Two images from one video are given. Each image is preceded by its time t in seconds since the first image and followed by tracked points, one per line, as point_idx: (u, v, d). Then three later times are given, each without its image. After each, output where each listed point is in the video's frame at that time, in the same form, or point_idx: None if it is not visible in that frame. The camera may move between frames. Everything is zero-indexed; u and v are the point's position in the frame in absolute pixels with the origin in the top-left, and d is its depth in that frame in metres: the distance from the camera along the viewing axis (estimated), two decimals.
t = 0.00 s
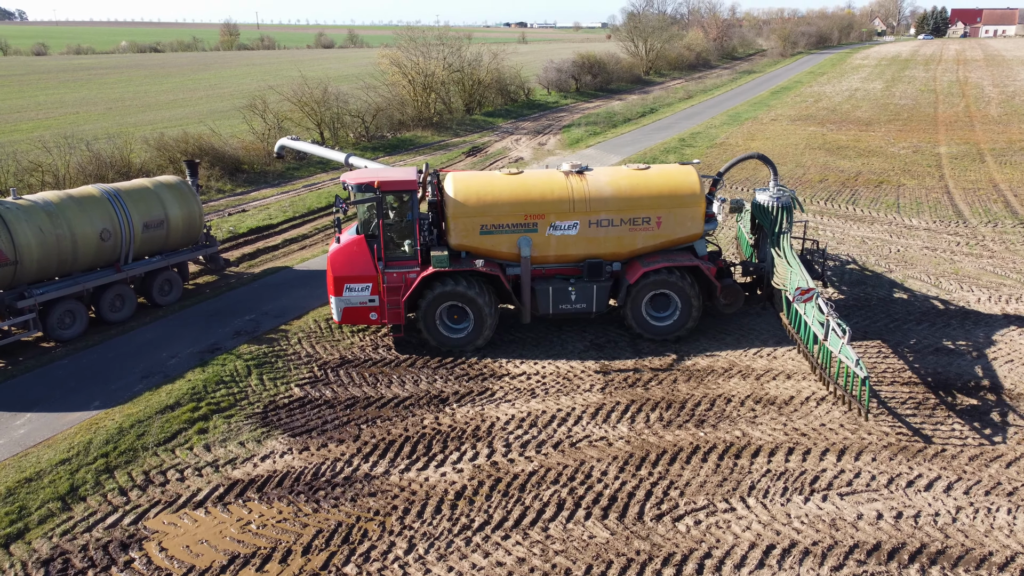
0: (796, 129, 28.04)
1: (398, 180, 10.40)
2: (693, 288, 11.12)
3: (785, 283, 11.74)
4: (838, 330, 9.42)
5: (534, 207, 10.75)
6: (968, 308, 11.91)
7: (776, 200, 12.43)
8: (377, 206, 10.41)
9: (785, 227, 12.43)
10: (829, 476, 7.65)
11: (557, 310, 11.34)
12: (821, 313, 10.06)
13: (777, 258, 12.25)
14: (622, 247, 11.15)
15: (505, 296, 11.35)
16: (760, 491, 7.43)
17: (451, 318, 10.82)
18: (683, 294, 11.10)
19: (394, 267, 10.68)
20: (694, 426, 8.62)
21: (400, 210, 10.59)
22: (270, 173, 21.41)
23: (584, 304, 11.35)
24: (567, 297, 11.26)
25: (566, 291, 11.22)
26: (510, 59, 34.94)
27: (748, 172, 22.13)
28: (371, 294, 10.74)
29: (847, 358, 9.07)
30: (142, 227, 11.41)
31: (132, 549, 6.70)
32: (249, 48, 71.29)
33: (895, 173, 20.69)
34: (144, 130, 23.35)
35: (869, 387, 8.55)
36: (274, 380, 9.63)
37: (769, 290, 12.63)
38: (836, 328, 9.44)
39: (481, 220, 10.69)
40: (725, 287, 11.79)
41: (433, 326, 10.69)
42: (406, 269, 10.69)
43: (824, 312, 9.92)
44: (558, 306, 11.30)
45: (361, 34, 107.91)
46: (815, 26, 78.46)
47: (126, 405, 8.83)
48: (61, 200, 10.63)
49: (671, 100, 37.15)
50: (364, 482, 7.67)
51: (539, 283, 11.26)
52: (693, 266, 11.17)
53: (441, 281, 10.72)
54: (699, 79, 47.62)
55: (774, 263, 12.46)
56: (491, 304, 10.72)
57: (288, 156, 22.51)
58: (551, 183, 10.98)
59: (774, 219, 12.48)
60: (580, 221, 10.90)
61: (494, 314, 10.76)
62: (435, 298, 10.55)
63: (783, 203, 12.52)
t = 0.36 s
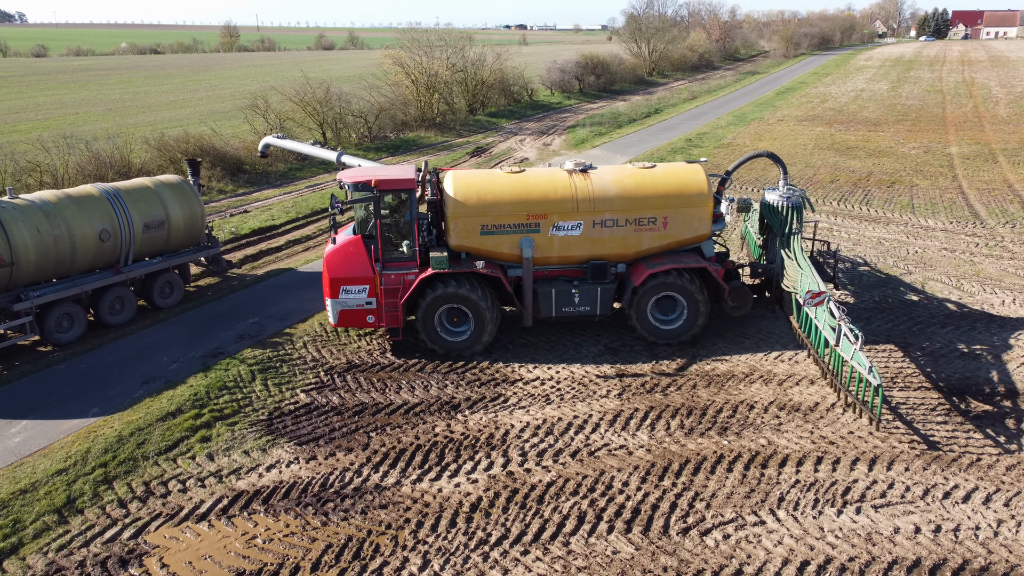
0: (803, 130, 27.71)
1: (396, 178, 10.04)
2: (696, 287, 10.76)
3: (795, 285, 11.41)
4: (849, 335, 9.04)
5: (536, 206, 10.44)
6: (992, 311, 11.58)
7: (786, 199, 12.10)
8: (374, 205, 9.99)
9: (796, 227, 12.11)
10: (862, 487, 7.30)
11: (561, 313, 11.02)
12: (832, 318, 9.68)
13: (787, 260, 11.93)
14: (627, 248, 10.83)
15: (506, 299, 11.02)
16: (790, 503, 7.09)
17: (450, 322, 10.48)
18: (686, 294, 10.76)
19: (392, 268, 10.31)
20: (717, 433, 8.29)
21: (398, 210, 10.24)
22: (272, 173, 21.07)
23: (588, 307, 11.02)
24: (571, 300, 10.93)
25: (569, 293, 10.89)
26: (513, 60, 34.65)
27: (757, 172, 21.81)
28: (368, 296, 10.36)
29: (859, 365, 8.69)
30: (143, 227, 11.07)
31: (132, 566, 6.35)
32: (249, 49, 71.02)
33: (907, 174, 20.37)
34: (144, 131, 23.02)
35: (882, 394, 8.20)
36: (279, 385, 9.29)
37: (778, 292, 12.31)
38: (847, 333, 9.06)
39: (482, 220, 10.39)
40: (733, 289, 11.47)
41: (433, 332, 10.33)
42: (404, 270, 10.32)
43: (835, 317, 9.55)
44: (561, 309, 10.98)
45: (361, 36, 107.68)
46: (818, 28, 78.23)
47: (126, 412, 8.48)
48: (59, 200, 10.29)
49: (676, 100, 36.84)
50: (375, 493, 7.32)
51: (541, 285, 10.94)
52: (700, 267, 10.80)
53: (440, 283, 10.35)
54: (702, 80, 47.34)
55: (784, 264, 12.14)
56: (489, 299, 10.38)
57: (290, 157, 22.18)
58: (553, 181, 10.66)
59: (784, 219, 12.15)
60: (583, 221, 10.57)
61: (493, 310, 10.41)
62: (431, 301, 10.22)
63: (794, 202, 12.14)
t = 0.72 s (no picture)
0: (813, 129, 27.31)
1: (395, 175, 9.54)
2: (701, 282, 10.33)
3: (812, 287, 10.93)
4: (872, 341, 8.64)
5: (541, 204, 10.02)
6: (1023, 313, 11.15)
7: (802, 198, 11.62)
8: (375, 202, 9.56)
9: (813, 227, 11.58)
10: (904, 500, 6.87)
11: (567, 316, 10.63)
12: (853, 322, 9.28)
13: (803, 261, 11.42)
14: (636, 248, 10.41)
15: (510, 301, 10.61)
16: (830, 517, 6.66)
17: (453, 325, 10.06)
18: (692, 293, 10.33)
19: (391, 268, 9.86)
20: (747, 443, 7.86)
21: (397, 208, 9.75)
22: (274, 172, 20.65)
23: (595, 309, 10.62)
24: (578, 302, 10.54)
25: (575, 294, 10.50)
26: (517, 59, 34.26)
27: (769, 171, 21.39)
28: (366, 298, 9.91)
29: (882, 372, 8.31)
30: (141, 226, 10.64)
31: None
32: (248, 51, 70.67)
33: (922, 173, 19.97)
34: (144, 130, 22.60)
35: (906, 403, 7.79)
36: (284, 391, 8.85)
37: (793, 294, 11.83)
38: (869, 339, 8.66)
39: (484, 219, 9.97)
40: (748, 291, 11.09)
41: (438, 340, 9.92)
42: (404, 271, 9.87)
43: (856, 321, 9.14)
44: (568, 311, 10.59)
45: (361, 38, 107.34)
46: (820, 30, 77.92)
47: (122, 419, 8.03)
48: (54, 198, 9.86)
49: (681, 101, 36.44)
50: (386, 506, 6.89)
51: (546, 287, 10.55)
52: (713, 268, 10.37)
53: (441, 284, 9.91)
54: (706, 80, 46.95)
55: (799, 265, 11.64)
56: (487, 293, 9.92)
57: (292, 157, 21.76)
58: (559, 178, 10.24)
59: (799, 218, 11.65)
60: (590, 220, 10.16)
61: (493, 303, 9.94)
62: (427, 307, 9.80)
63: (810, 200, 11.69)
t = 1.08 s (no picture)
0: (823, 128, 26.88)
1: (396, 166, 9.06)
2: (712, 277, 9.87)
3: (833, 284, 10.30)
4: (903, 341, 8.15)
5: (549, 197, 9.56)
6: None
7: (823, 190, 10.90)
8: (375, 195, 9.09)
9: (834, 222, 10.85)
10: (954, 511, 6.42)
11: (576, 315, 10.19)
12: (882, 321, 8.79)
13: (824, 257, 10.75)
14: (649, 243, 9.97)
15: (517, 299, 10.20)
16: (876, 530, 6.21)
17: (457, 325, 9.58)
18: (704, 290, 9.86)
19: (392, 265, 9.38)
20: (780, 450, 7.40)
21: (399, 201, 9.29)
22: (275, 170, 20.19)
23: (606, 307, 10.19)
24: (588, 300, 10.09)
25: (584, 292, 10.06)
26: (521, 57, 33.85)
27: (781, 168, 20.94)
28: (366, 296, 9.45)
29: (915, 373, 7.83)
30: (138, 222, 10.18)
31: None
32: (249, 52, 70.35)
33: (938, 171, 19.54)
34: (143, 127, 22.14)
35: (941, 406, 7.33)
36: (288, 394, 8.39)
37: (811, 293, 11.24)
38: (901, 339, 8.17)
39: (490, 213, 9.50)
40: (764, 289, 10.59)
41: (444, 343, 9.46)
42: (406, 267, 9.39)
43: (885, 320, 8.65)
44: (577, 309, 10.15)
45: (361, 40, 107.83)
46: (823, 31, 77.59)
47: (117, 423, 7.55)
48: (47, 192, 9.39)
49: (687, 99, 36.00)
50: (399, 517, 6.43)
51: (554, 284, 10.12)
52: (729, 265, 9.94)
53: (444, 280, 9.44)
54: (710, 80, 46.61)
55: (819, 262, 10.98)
56: (489, 288, 9.44)
57: (294, 155, 21.31)
58: (568, 170, 9.78)
59: (820, 212, 10.94)
60: (601, 214, 9.71)
61: (495, 297, 9.43)
62: (426, 312, 9.34)
63: (830, 194, 10.94)
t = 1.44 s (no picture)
0: (833, 125, 26.46)
1: (399, 154, 8.58)
2: (726, 270, 9.45)
3: (859, 279, 9.66)
4: (942, 335, 7.70)
5: (561, 187, 9.13)
6: None
7: (846, 180, 10.20)
8: (377, 184, 8.64)
9: (859, 214, 10.16)
10: (1011, 519, 5.98)
11: (589, 311, 9.66)
12: (916, 315, 8.34)
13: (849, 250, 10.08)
14: (665, 236, 9.54)
15: (527, 294, 9.72)
16: (929, 540, 5.77)
17: (464, 322, 9.09)
18: (719, 284, 9.43)
19: (395, 258, 8.91)
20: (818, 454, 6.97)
21: (403, 191, 8.83)
22: (277, 167, 19.75)
23: (620, 303, 9.68)
24: (601, 296, 9.59)
25: (598, 287, 9.54)
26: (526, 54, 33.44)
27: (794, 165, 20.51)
28: (368, 290, 8.97)
29: (955, 370, 7.41)
30: (135, 215, 9.72)
31: None
32: (250, 53, 69.96)
33: (955, 167, 19.11)
34: (141, 123, 21.68)
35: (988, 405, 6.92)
36: (292, 394, 7.93)
37: (834, 289, 10.63)
38: (939, 333, 7.72)
39: (499, 203, 9.07)
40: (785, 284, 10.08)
41: (454, 343, 8.99)
42: (410, 261, 8.90)
43: (920, 313, 8.20)
44: (590, 305, 9.63)
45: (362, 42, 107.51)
46: (826, 31, 77.30)
47: (110, 425, 7.09)
48: (39, 181, 8.93)
49: (692, 98, 35.59)
50: (413, 526, 5.97)
51: (566, 279, 9.62)
52: (750, 259, 9.51)
53: (450, 274, 8.97)
54: (715, 79, 46.21)
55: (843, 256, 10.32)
56: (496, 281, 8.97)
57: (296, 152, 20.87)
58: (580, 159, 9.35)
59: (843, 202, 10.24)
60: (615, 205, 9.28)
61: (502, 289, 8.96)
62: (430, 312, 8.88)
63: (855, 184, 10.23)
